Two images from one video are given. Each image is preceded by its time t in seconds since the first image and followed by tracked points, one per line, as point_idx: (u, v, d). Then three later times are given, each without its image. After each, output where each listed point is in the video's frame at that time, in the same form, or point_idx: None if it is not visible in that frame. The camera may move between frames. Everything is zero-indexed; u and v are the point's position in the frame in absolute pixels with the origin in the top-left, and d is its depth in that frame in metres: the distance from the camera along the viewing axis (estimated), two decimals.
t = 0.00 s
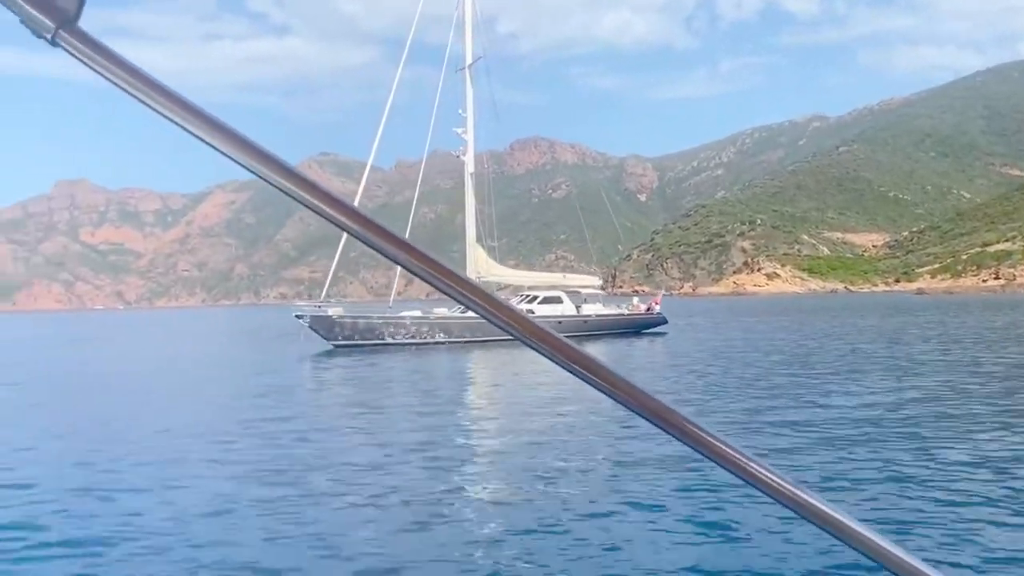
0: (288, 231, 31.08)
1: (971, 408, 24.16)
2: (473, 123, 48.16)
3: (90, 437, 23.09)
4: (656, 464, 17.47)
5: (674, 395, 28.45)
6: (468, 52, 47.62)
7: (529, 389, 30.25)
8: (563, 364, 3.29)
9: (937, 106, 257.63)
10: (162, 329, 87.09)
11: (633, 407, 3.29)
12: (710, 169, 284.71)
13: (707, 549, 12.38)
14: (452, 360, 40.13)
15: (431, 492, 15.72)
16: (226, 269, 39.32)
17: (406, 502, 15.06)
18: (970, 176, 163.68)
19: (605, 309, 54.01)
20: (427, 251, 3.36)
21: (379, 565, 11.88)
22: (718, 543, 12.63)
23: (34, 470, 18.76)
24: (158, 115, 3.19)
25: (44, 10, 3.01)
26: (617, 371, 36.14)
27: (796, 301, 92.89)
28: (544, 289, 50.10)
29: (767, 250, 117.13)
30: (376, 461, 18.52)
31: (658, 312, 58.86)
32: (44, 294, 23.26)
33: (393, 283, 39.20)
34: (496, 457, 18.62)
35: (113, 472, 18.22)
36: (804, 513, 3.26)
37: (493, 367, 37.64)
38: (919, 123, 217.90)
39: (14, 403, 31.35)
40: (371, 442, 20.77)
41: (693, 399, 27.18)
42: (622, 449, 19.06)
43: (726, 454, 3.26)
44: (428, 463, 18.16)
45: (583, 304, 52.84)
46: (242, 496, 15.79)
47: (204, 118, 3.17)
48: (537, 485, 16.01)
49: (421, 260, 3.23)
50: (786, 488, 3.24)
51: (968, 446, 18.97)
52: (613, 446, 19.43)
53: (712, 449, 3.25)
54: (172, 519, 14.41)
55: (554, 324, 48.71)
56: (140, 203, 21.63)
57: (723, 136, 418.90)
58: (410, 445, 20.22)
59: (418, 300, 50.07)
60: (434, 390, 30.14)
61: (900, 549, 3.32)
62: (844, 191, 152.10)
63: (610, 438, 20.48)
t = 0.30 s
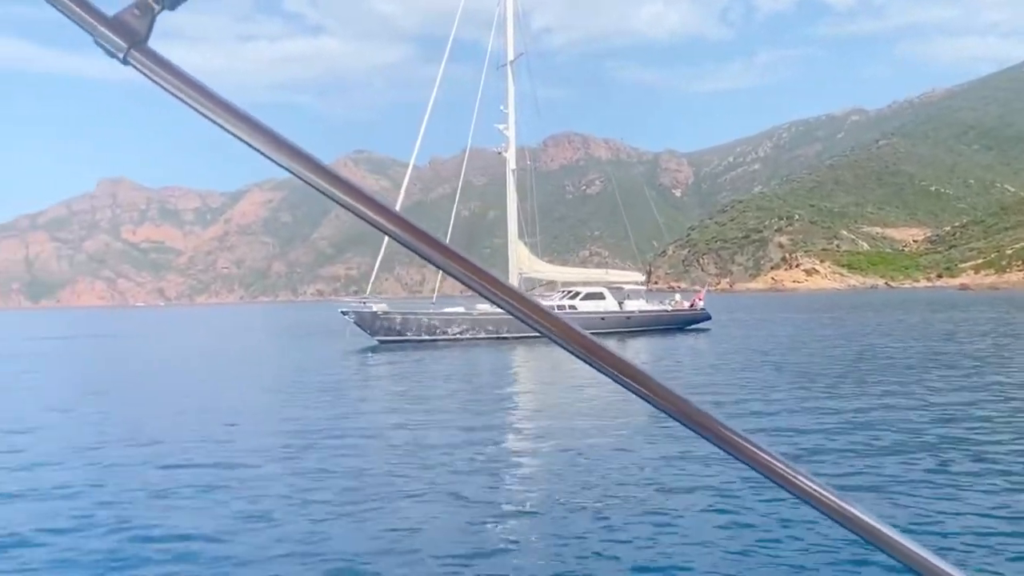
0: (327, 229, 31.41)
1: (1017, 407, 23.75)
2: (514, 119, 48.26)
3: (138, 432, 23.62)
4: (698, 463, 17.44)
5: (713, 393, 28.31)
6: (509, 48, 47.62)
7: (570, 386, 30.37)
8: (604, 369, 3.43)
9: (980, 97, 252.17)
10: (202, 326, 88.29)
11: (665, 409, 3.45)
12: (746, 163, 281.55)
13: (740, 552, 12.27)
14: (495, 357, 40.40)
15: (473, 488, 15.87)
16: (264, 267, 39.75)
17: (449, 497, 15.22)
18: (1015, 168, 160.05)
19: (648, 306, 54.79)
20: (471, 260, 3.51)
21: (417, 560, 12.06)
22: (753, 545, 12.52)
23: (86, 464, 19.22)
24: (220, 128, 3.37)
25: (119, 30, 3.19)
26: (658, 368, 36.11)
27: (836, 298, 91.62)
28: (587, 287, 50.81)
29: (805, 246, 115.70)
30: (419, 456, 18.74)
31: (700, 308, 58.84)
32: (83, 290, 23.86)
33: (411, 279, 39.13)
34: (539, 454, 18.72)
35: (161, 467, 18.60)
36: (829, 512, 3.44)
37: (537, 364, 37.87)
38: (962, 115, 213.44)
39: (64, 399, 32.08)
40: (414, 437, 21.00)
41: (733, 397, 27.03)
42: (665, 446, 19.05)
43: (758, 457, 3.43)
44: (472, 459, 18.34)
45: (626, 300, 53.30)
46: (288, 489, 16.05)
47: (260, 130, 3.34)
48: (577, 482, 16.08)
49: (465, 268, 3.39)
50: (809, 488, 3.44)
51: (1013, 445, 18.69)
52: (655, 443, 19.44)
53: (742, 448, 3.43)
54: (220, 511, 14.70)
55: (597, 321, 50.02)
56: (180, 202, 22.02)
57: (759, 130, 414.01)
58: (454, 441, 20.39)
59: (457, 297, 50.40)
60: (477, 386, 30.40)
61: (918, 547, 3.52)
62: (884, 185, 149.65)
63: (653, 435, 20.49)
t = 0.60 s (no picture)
0: (367, 228, 31.62)
1: None
2: (557, 117, 48.15)
3: (185, 430, 24.02)
4: (745, 463, 17.26)
5: (757, 393, 27.99)
6: (554, 45, 47.52)
7: (614, 385, 30.27)
8: (642, 369, 3.40)
9: None
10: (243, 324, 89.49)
11: (708, 413, 3.41)
12: (786, 158, 277.90)
13: (798, 551, 12.03)
14: (541, 356, 40.37)
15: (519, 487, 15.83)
16: (303, 265, 40.14)
17: (493, 496, 15.22)
18: None
19: (694, 304, 54.24)
20: (514, 259, 3.50)
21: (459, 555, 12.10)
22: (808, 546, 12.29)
23: (136, 462, 19.59)
24: (269, 129, 3.41)
25: (179, 37, 3.27)
26: (703, 367, 35.82)
27: (880, 296, 90.11)
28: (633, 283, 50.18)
29: (848, 243, 113.91)
30: (463, 454, 18.80)
31: (747, 306, 58.26)
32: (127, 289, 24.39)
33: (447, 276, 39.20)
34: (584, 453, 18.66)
35: (207, 464, 18.89)
36: (874, 519, 3.39)
37: (584, 362, 37.74)
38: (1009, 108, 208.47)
39: (114, 397, 32.78)
40: (457, 436, 21.07)
41: (778, 398, 26.69)
42: (711, 446, 18.89)
43: (796, 457, 3.40)
44: (515, 458, 18.35)
45: (672, 298, 52.75)
46: (332, 486, 16.20)
47: (306, 129, 3.37)
48: (621, 482, 15.98)
49: (510, 269, 3.38)
50: (852, 494, 3.39)
51: None
52: (701, 444, 19.26)
53: (785, 454, 3.39)
54: (265, 508, 14.88)
55: (642, 318, 49.32)
56: (220, 202, 22.40)
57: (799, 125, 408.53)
58: (498, 440, 20.42)
59: (495, 295, 50.46)
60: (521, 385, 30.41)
61: (957, 551, 3.46)
62: (929, 180, 146.72)
63: (698, 435, 20.33)
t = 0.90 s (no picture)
0: (410, 228, 31.82)
1: None
2: (606, 114, 48.03)
3: (236, 428, 24.45)
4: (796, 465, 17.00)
5: (806, 394, 27.63)
6: (601, 43, 47.42)
7: (659, 386, 30.11)
8: (680, 370, 3.33)
9: None
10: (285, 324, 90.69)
11: (751, 420, 3.33)
12: (830, 153, 273.56)
13: (878, 565, 11.66)
14: (588, 355, 40.29)
15: (567, 487, 15.79)
16: (343, 264, 40.67)
17: (538, 496, 15.24)
18: None
19: (744, 301, 53.86)
20: (555, 261, 3.45)
21: (517, 559, 11.98)
22: (883, 558, 11.93)
23: (188, 460, 20.01)
24: (312, 133, 3.39)
25: (225, 43, 3.26)
26: (751, 368, 35.43)
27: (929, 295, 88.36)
28: (682, 282, 49.88)
29: (895, 240, 111.84)
30: (510, 454, 18.86)
31: (800, 304, 57.46)
32: (175, 289, 24.88)
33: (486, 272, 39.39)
34: (632, 453, 18.58)
35: (256, 462, 19.19)
36: (924, 531, 3.29)
37: (633, 363, 37.59)
38: None
39: (167, 396, 33.52)
40: (503, 436, 21.11)
41: (829, 399, 26.34)
42: (760, 448, 18.66)
43: (838, 463, 3.30)
44: (561, 458, 18.34)
45: (722, 296, 52.38)
46: (379, 485, 16.35)
47: (350, 133, 3.35)
48: (670, 484, 15.82)
49: (550, 273, 3.34)
50: (897, 503, 3.29)
51: None
52: (750, 445, 19.06)
53: (828, 460, 3.30)
54: (312, 507, 15.04)
55: (692, 317, 49.05)
56: (266, 201, 22.69)
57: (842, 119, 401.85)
58: (545, 439, 20.44)
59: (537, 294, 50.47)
60: (567, 385, 30.41)
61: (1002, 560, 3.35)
62: (979, 176, 143.36)
63: (748, 436, 20.11)
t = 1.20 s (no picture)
0: (458, 227, 32.02)
1: None
2: (658, 111, 47.81)
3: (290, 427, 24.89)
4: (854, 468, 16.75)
5: (864, 394, 27.14)
6: (653, 40, 47.14)
7: (712, 386, 29.88)
8: (731, 362, 3.29)
9: None
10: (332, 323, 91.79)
11: (805, 411, 3.29)
12: (880, 148, 268.16)
13: (935, 567, 11.45)
14: (637, 355, 40.11)
15: (620, 489, 15.75)
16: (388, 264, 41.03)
17: (589, 496, 15.24)
18: None
19: (801, 300, 53.30)
20: (605, 254, 3.43)
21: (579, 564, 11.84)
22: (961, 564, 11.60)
23: (242, 458, 20.39)
24: (361, 127, 3.39)
25: (276, 39, 3.28)
26: (804, 367, 34.91)
27: (985, 293, 86.22)
28: (738, 281, 49.53)
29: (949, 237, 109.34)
30: (562, 454, 18.87)
31: (857, 302, 56.51)
32: (225, 289, 25.31)
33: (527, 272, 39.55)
34: (684, 454, 18.49)
35: (307, 461, 19.50)
36: (985, 524, 3.22)
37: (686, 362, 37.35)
38: None
39: (223, 394, 34.28)
40: (554, 435, 21.14)
41: (888, 399, 25.85)
42: (816, 450, 18.41)
43: (894, 456, 3.24)
44: (613, 458, 18.31)
45: (778, 295, 51.84)
46: (432, 485, 16.49)
47: (397, 127, 3.35)
48: (724, 486, 15.67)
49: (601, 265, 3.32)
50: (956, 497, 3.24)
51: None
52: (804, 447, 18.81)
53: (885, 453, 3.25)
54: (363, 507, 15.22)
55: (747, 316, 48.78)
56: (313, 202, 22.98)
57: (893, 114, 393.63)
58: (596, 439, 20.41)
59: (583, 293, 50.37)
60: (619, 384, 30.30)
61: None
62: None
63: (803, 438, 19.85)
